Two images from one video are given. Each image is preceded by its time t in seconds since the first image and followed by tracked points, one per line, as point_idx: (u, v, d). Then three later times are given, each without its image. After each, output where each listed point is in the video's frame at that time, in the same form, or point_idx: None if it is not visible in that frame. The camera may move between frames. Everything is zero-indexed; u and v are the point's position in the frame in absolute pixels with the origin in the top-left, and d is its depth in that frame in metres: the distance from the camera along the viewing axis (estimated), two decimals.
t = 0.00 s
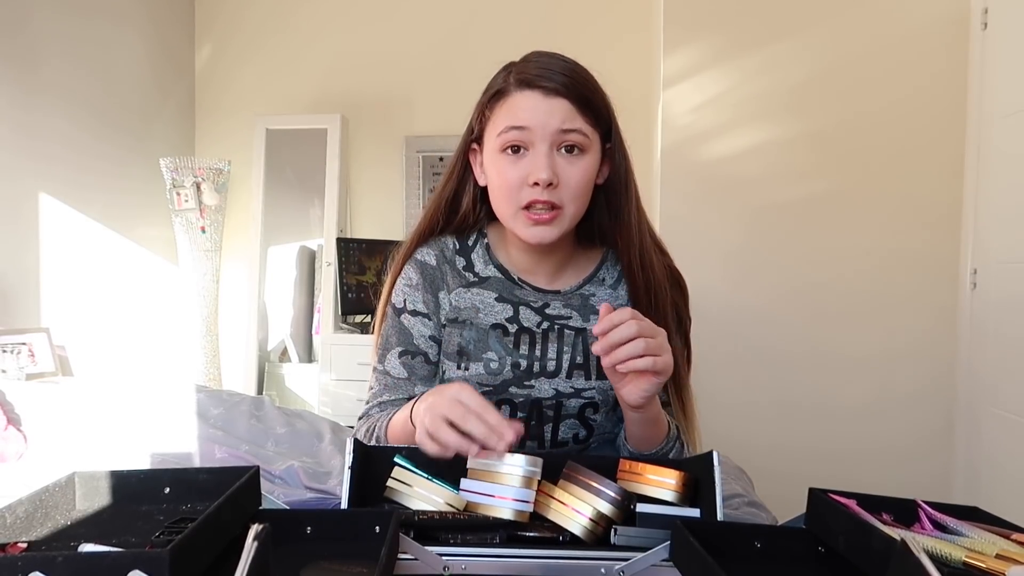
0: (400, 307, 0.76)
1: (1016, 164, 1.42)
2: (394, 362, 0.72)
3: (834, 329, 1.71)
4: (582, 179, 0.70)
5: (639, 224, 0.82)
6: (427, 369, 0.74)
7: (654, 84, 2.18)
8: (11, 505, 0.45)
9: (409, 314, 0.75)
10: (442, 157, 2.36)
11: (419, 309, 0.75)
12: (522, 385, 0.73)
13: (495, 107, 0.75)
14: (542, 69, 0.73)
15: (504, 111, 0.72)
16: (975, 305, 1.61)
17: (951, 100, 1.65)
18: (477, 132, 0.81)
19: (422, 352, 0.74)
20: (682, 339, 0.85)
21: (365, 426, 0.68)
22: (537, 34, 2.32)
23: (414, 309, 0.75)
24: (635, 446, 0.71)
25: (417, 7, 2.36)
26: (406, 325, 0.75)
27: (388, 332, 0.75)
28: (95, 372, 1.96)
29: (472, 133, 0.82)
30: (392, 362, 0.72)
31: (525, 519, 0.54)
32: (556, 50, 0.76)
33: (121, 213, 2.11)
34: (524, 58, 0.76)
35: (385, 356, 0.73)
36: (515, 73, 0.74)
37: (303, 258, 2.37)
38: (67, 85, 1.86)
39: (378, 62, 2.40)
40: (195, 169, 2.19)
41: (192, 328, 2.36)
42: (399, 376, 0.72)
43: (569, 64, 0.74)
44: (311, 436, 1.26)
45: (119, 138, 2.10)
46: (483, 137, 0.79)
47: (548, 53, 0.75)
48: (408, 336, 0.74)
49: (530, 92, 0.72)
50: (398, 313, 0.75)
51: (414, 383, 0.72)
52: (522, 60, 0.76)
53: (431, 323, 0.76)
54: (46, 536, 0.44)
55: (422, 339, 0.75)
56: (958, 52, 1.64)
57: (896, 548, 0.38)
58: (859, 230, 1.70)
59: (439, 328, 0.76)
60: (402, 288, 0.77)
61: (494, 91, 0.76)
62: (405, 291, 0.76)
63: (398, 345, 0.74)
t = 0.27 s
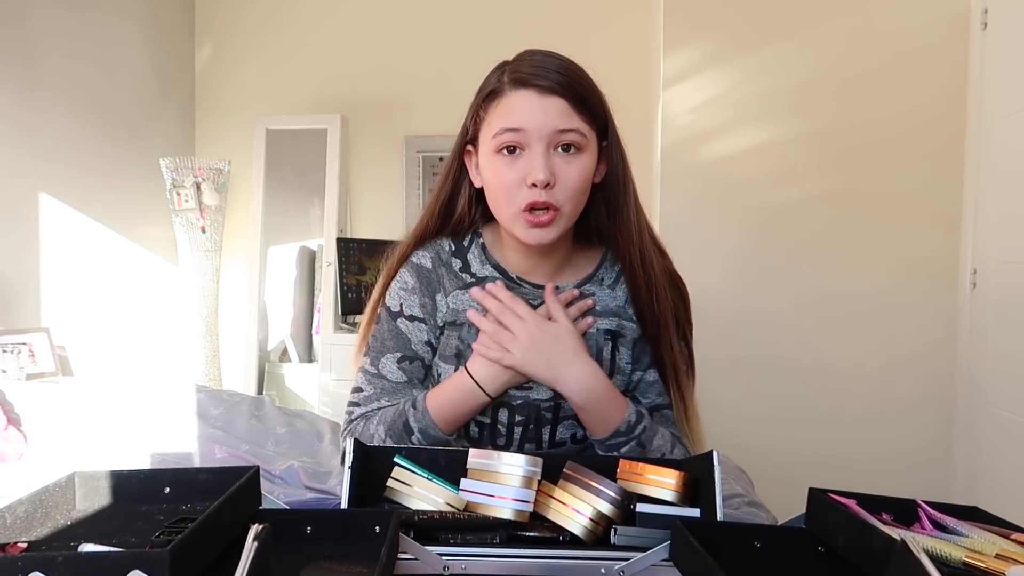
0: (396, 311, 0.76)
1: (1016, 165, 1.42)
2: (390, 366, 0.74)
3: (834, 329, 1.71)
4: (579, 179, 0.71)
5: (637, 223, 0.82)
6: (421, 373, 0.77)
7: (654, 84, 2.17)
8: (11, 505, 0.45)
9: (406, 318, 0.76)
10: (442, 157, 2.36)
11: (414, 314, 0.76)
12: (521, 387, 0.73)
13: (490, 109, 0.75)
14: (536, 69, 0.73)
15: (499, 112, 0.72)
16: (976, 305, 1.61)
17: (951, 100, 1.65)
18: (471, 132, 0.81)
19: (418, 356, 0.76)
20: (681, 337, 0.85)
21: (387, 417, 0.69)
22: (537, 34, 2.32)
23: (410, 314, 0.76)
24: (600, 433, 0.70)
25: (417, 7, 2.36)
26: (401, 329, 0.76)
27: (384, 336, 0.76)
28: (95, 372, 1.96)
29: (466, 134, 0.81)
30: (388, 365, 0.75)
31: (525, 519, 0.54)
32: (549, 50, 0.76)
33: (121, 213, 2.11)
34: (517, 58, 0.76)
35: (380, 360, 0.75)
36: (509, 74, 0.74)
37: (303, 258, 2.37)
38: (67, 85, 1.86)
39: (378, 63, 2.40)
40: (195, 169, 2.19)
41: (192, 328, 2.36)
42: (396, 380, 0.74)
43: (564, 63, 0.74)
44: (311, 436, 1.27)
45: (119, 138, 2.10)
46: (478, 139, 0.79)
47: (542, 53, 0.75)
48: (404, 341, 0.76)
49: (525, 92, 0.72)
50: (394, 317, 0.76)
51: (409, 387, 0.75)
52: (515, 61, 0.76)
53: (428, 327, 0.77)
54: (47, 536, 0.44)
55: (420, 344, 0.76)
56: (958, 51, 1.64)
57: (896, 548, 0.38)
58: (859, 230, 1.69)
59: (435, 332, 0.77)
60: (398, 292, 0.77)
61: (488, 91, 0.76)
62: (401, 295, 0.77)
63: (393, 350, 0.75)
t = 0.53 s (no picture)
0: (391, 312, 0.76)
1: (1017, 165, 1.42)
2: (384, 367, 0.74)
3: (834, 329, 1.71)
4: (571, 184, 0.71)
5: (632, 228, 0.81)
6: (416, 374, 0.77)
7: (654, 84, 2.17)
8: (10, 506, 0.45)
9: (402, 320, 0.76)
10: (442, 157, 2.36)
11: (410, 316, 0.76)
12: (518, 389, 0.73)
13: (488, 110, 0.75)
14: (535, 72, 0.73)
15: (495, 114, 0.73)
16: (976, 305, 1.61)
17: (951, 100, 1.65)
18: (472, 133, 0.81)
19: (413, 358, 0.77)
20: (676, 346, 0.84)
21: (381, 418, 0.69)
22: (537, 33, 2.32)
23: (406, 316, 0.76)
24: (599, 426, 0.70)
25: (417, 7, 2.37)
26: (397, 331, 0.76)
27: (379, 336, 0.76)
28: (95, 372, 1.96)
29: (467, 135, 0.82)
30: (382, 366, 0.75)
31: (525, 519, 0.54)
32: (551, 53, 0.76)
33: (121, 213, 2.11)
34: (519, 60, 0.77)
35: (375, 360, 0.75)
36: (508, 76, 0.74)
37: (303, 258, 2.37)
38: (67, 85, 1.86)
39: (378, 62, 2.40)
40: (195, 169, 2.19)
41: (192, 328, 2.36)
42: (390, 381, 0.74)
43: (563, 66, 0.74)
44: (311, 436, 1.27)
45: (119, 138, 2.10)
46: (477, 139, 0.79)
47: (543, 55, 0.75)
48: (400, 342, 0.76)
49: (521, 95, 0.72)
50: (389, 318, 0.76)
51: (403, 389, 0.75)
52: (517, 63, 0.76)
53: (423, 330, 0.77)
54: (46, 536, 0.44)
55: (414, 346, 0.77)
56: (958, 52, 1.64)
57: (895, 548, 0.38)
58: (859, 230, 1.69)
59: (430, 335, 0.78)
60: (394, 293, 0.77)
61: (487, 93, 0.76)
62: (397, 297, 0.77)
63: (388, 351, 0.75)
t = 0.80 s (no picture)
0: (392, 312, 0.77)
1: (1016, 165, 1.42)
2: (386, 366, 0.74)
3: (834, 329, 1.71)
4: (570, 182, 0.71)
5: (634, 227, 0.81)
6: (418, 373, 0.77)
7: (654, 84, 2.17)
8: (11, 505, 0.45)
9: (404, 319, 0.76)
10: (442, 157, 2.36)
11: (410, 315, 0.77)
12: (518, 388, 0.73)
13: (488, 108, 0.75)
14: (534, 70, 0.73)
15: (494, 111, 0.73)
16: (976, 305, 1.61)
17: (951, 99, 1.65)
18: (472, 132, 0.81)
19: (414, 358, 0.77)
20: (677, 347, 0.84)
21: (382, 417, 0.69)
22: (537, 34, 2.32)
23: (408, 315, 0.76)
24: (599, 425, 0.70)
25: (417, 7, 2.37)
26: (399, 330, 0.76)
27: (379, 335, 0.76)
28: (95, 372, 1.96)
29: (468, 134, 0.82)
30: (384, 365, 0.74)
31: (525, 519, 0.54)
32: (552, 52, 0.77)
33: (121, 213, 2.11)
34: (519, 59, 0.77)
35: (376, 359, 0.75)
36: (508, 74, 0.74)
37: (303, 258, 2.37)
38: (67, 85, 1.86)
39: (378, 62, 2.40)
40: (195, 169, 2.19)
41: (192, 328, 2.36)
42: (392, 380, 0.74)
43: (563, 64, 0.74)
44: (311, 436, 1.27)
45: (120, 138, 2.10)
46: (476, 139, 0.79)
47: (543, 54, 0.75)
48: (402, 341, 0.76)
49: (521, 93, 0.72)
50: (391, 318, 0.76)
51: (405, 388, 0.75)
52: (517, 61, 0.76)
53: (423, 329, 0.77)
54: (47, 536, 0.44)
55: (415, 345, 0.77)
56: (958, 52, 1.64)
57: (895, 548, 0.38)
58: (859, 230, 1.69)
59: (431, 334, 0.78)
60: (395, 292, 0.78)
61: (487, 91, 0.76)
62: (398, 296, 0.77)
63: (390, 351, 0.75)
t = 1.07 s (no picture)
0: (392, 308, 0.76)
1: (1016, 166, 1.42)
2: (387, 362, 0.74)
3: (834, 329, 1.71)
4: (565, 173, 0.71)
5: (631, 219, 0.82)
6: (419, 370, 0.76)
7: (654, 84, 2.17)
8: (11, 505, 0.45)
9: (402, 315, 0.76)
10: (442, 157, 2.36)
11: (408, 310, 0.76)
12: (517, 380, 0.74)
13: (484, 104, 0.76)
14: (529, 65, 0.73)
15: (490, 106, 0.73)
16: (976, 305, 1.61)
17: (951, 100, 1.65)
18: (469, 128, 0.81)
19: (414, 353, 0.75)
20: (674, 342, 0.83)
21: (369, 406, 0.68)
22: (537, 33, 2.32)
23: (406, 310, 0.76)
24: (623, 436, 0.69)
25: (417, 7, 2.37)
26: (398, 326, 0.76)
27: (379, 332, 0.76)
28: (96, 372, 1.96)
29: (466, 130, 0.82)
30: (384, 361, 0.74)
31: (525, 519, 0.54)
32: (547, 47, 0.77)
33: (121, 213, 2.11)
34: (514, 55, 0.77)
35: (376, 356, 0.75)
36: (503, 69, 0.75)
37: (303, 258, 2.37)
38: (67, 85, 1.86)
39: (378, 62, 2.40)
40: (195, 169, 2.19)
41: (192, 328, 2.36)
42: (392, 375, 0.74)
43: (558, 60, 0.75)
44: (311, 436, 1.26)
45: (120, 138, 2.10)
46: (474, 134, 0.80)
47: (538, 51, 0.76)
48: (400, 337, 0.75)
49: (516, 88, 0.72)
50: (391, 314, 0.76)
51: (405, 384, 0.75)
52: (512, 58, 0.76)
53: (423, 324, 0.76)
54: (46, 536, 0.44)
55: (414, 340, 0.75)
56: (957, 52, 1.64)
57: (896, 548, 0.38)
58: (859, 230, 1.69)
59: (430, 328, 0.77)
60: (394, 288, 0.78)
61: (483, 87, 0.77)
62: (398, 291, 0.77)
63: (388, 347, 0.75)
